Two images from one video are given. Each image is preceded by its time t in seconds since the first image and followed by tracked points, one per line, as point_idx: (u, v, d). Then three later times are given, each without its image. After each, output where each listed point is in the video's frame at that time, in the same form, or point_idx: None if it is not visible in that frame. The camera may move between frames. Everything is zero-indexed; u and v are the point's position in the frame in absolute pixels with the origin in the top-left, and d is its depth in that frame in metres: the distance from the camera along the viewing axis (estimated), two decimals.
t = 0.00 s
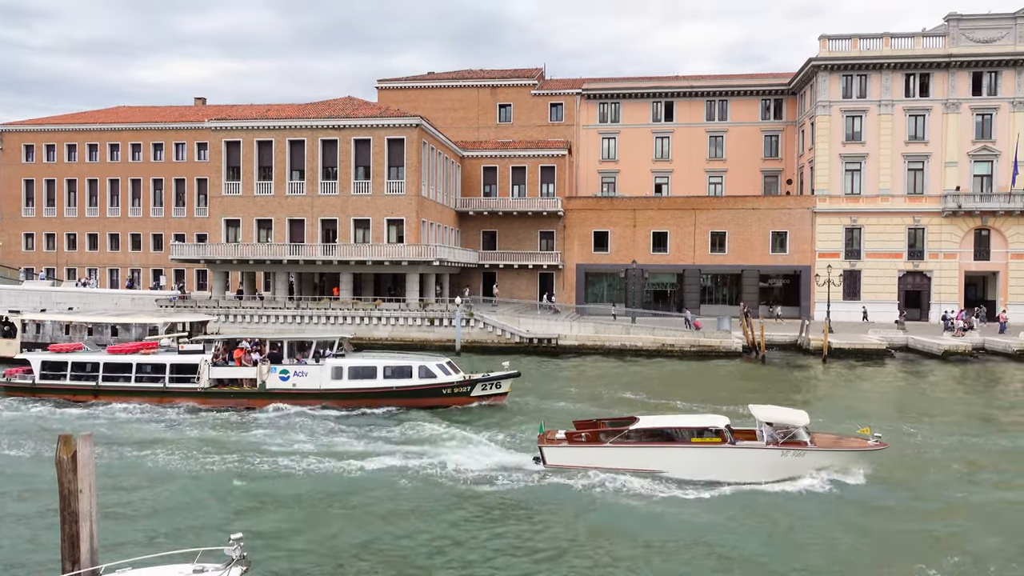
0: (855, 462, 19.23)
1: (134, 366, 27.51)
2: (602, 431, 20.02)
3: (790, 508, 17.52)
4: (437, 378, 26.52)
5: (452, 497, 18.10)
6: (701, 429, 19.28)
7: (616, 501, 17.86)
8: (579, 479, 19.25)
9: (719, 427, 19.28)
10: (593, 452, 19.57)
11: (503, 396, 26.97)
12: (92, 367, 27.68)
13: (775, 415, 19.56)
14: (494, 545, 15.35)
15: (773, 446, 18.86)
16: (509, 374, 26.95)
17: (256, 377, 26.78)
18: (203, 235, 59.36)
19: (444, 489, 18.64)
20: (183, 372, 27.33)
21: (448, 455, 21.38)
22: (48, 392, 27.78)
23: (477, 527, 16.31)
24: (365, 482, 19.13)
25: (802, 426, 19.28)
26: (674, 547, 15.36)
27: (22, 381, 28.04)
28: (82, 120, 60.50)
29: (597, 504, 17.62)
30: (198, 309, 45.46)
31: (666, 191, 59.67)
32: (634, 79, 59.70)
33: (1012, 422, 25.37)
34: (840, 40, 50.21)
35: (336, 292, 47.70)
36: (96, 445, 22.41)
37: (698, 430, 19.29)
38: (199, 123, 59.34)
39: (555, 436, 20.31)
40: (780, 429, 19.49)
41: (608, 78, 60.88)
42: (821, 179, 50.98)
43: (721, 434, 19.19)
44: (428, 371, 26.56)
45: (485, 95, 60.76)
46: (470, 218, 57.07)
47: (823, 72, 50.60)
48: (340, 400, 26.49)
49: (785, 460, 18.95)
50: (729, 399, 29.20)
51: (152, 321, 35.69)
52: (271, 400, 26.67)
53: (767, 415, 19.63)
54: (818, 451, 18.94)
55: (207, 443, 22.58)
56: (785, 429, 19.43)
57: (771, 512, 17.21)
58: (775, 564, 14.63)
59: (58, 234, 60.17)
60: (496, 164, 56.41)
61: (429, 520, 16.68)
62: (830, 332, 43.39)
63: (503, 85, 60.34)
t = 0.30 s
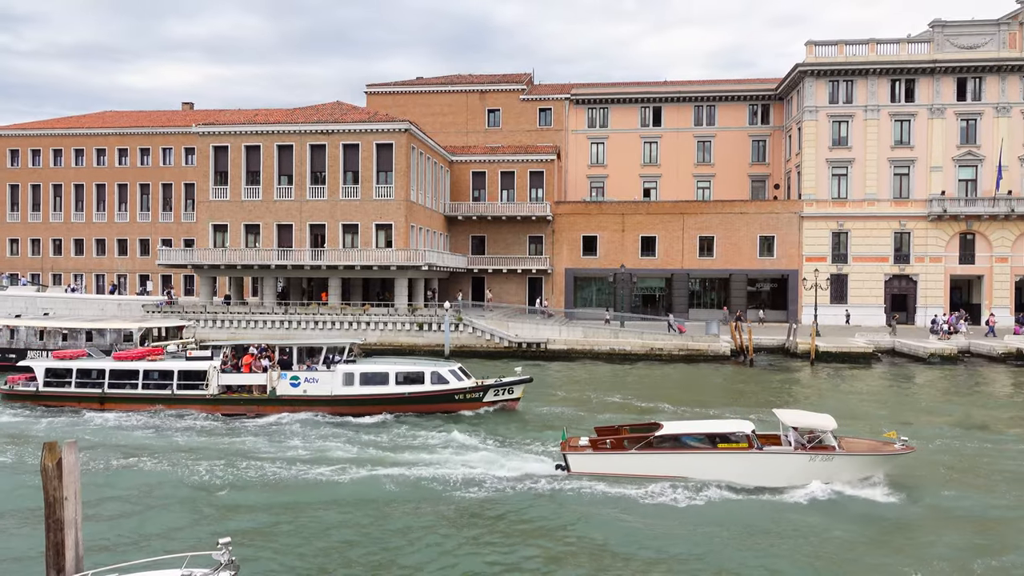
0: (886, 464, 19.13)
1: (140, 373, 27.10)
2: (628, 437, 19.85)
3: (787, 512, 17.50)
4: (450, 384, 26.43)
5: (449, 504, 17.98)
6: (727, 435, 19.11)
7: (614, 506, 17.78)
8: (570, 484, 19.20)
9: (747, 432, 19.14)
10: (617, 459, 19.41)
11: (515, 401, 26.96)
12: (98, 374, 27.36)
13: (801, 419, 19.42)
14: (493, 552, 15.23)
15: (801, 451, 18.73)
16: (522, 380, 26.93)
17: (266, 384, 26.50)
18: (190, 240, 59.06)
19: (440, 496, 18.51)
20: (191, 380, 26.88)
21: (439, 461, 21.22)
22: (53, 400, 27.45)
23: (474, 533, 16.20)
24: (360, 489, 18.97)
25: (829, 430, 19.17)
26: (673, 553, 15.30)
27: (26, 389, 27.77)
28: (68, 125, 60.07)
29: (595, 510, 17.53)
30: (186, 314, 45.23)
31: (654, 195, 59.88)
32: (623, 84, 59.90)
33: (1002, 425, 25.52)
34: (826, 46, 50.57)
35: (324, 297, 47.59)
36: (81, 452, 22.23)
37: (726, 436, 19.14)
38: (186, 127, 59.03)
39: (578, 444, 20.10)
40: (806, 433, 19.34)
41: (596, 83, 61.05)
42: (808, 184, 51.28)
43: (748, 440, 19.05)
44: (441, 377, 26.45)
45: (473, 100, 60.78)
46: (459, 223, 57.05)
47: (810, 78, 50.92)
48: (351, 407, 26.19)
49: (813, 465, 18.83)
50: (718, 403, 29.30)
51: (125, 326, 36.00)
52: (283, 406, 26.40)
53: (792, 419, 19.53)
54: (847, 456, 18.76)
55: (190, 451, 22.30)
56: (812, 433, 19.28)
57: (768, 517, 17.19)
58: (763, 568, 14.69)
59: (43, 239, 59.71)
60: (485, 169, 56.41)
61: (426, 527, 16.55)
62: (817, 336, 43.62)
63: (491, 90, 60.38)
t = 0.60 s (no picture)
0: (917, 462, 19.12)
1: (148, 373, 26.87)
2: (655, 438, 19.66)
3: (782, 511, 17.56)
4: (463, 384, 26.35)
5: (445, 505, 17.88)
6: (755, 435, 18.98)
7: (611, 507, 17.76)
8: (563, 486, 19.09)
9: (776, 432, 19.04)
10: (645, 459, 19.27)
11: (527, 402, 26.83)
12: (104, 374, 27.08)
13: (829, 419, 19.42)
14: (491, 555, 15.17)
15: (831, 450, 18.63)
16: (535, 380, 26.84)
17: (277, 384, 26.38)
18: (174, 238, 58.70)
19: (436, 496, 18.43)
20: (199, 381, 26.69)
21: (429, 463, 21.08)
22: (59, 400, 27.19)
23: (470, 535, 16.14)
24: (354, 490, 18.85)
25: (858, 430, 19.13)
26: (670, 553, 15.30)
27: (30, 389, 27.46)
28: (49, 122, 59.48)
29: (591, 511, 17.49)
30: (170, 314, 44.91)
31: (640, 195, 60.07)
32: (609, 84, 60.03)
33: (989, 424, 25.77)
34: (810, 47, 50.91)
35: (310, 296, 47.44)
36: (63, 452, 22.05)
37: (753, 435, 19.03)
38: (170, 125, 58.62)
39: (604, 445, 19.93)
40: (834, 433, 19.34)
41: (582, 82, 61.13)
42: (793, 184, 51.61)
43: (777, 439, 18.93)
44: (453, 377, 26.36)
45: (460, 98, 60.71)
46: (445, 221, 56.99)
47: (794, 78, 51.23)
48: (364, 407, 26.13)
49: (843, 463, 18.71)
50: (705, 401, 29.44)
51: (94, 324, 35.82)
52: (296, 407, 26.21)
53: (821, 418, 19.49)
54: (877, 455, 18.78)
55: (173, 453, 22.09)
56: (840, 433, 19.28)
57: (764, 516, 17.23)
58: (747, 566, 14.80)
59: (25, 237, 59.13)
60: (472, 167, 56.37)
61: (422, 529, 16.46)
62: (801, 334, 43.94)
63: (477, 89, 60.32)
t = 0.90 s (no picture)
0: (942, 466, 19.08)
1: (155, 374, 26.66)
2: (680, 439, 19.62)
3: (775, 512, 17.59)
4: (475, 384, 26.22)
5: (438, 506, 17.81)
6: (780, 436, 19.00)
7: (604, 507, 17.74)
8: (552, 487, 19.04)
9: (802, 435, 19.04)
10: (670, 460, 19.23)
11: (540, 401, 26.85)
12: (110, 375, 26.87)
13: (854, 421, 19.44)
14: (485, 557, 15.12)
15: (856, 451, 18.73)
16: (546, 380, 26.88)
17: (287, 385, 26.11)
18: (160, 238, 58.28)
19: (428, 497, 18.36)
20: (208, 381, 26.46)
21: (418, 463, 21.02)
22: (65, 401, 26.91)
23: (464, 537, 16.07)
24: (346, 491, 18.75)
25: (883, 431, 19.16)
26: (663, 554, 15.31)
27: (35, 390, 27.14)
28: (34, 119, 59.00)
29: (585, 512, 17.47)
30: (156, 314, 44.56)
31: (628, 196, 60.23)
32: (598, 85, 60.14)
33: (978, 424, 25.94)
34: (797, 49, 51.19)
35: (297, 295, 47.27)
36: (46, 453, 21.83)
37: (779, 437, 19.02)
38: (156, 123, 58.27)
39: (627, 446, 19.90)
40: (859, 434, 19.39)
41: (571, 83, 61.19)
42: (780, 185, 51.86)
43: (803, 441, 18.93)
44: (465, 378, 26.24)
45: (448, 98, 60.65)
46: (433, 221, 56.92)
47: (782, 80, 51.45)
48: (375, 408, 25.91)
49: (868, 465, 18.80)
50: (692, 402, 29.54)
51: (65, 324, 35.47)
52: (307, 408, 25.98)
53: (847, 420, 19.51)
54: (902, 458, 18.77)
55: (157, 454, 21.92)
56: (864, 435, 19.30)
57: (756, 517, 17.26)
58: (732, 566, 14.84)
59: (9, 236, 58.63)
60: (460, 167, 56.33)
61: (416, 530, 16.39)
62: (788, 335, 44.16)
63: (466, 89, 60.27)
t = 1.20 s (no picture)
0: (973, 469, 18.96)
1: (169, 376, 26.43)
2: (712, 443, 19.28)
3: (774, 513, 17.54)
4: (492, 387, 26.05)
5: (436, 510, 17.68)
6: (815, 440, 18.68)
7: (602, 511, 17.65)
8: (548, 491, 18.92)
9: (835, 438, 18.77)
10: (704, 465, 18.92)
11: (556, 405, 26.54)
12: (123, 377, 26.61)
13: (887, 424, 19.00)
14: (483, 562, 14.99)
15: (892, 456, 18.42)
16: (564, 382, 26.48)
17: (304, 387, 25.91)
18: (148, 239, 57.89)
19: (425, 502, 18.23)
20: (224, 384, 26.22)
21: (413, 467, 20.90)
22: (76, 404, 26.60)
23: (462, 542, 15.94)
24: (342, 495, 18.61)
25: (917, 435, 18.60)
26: (662, 558, 15.23)
27: (46, 393, 26.88)
28: (21, 120, 58.63)
29: (583, 516, 17.39)
30: (143, 315, 44.29)
31: (618, 198, 60.36)
32: (588, 87, 60.27)
33: (972, 426, 26.03)
34: (786, 52, 51.47)
35: (286, 297, 47.13)
36: (33, 456, 21.66)
37: (814, 441, 18.74)
38: (144, 124, 58.01)
39: (658, 449, 19.55)
40: (891, 438, 18.94)
41: (560, 84, 61.28)
42: (768, 187, 52.08)
43: (837, 445, 18.68)
44: (483, 380, 26.07)
45: (438, 100, 60.61)
46: (423, 223, 56.85)
47: (770, 83, 51.73)
48: (392, 411, 25.82)
49: (902, 470, 18.52)
50: (683, 403, 29.60)
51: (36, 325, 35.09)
52: (323, 410, 25.88)
53: (879, 423, 19.07)
54: (937, 462, 18.51)
55: (147, 458, 21.75)
56: (897, 439, 18.86)
57: (756, 519, 17.21)
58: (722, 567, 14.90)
59: None
60: (450, 169, 56.27)
61: (414, 535, 16.25)
62: (777, 336, 44.33)
63: (456, 90, 60.19)
